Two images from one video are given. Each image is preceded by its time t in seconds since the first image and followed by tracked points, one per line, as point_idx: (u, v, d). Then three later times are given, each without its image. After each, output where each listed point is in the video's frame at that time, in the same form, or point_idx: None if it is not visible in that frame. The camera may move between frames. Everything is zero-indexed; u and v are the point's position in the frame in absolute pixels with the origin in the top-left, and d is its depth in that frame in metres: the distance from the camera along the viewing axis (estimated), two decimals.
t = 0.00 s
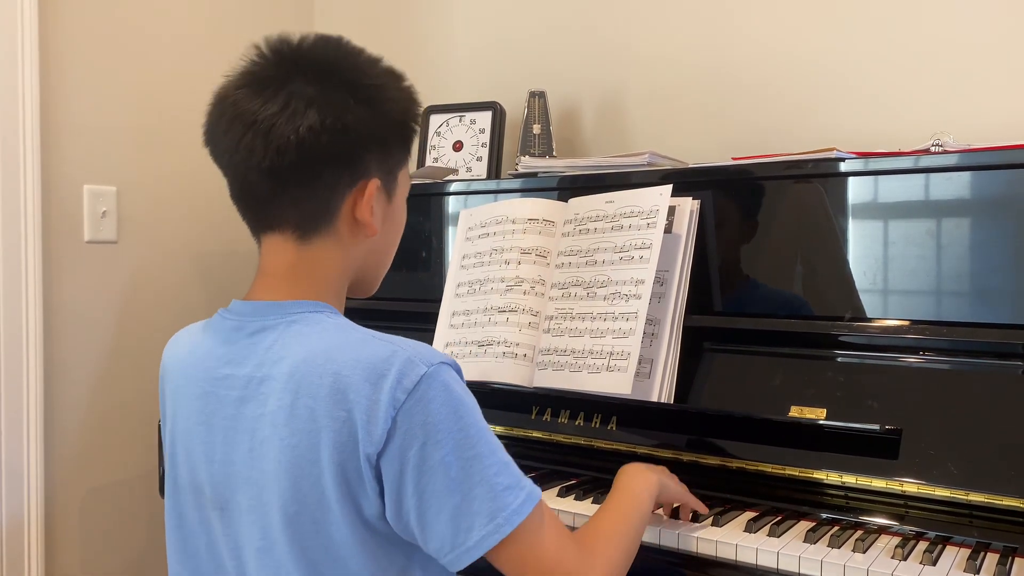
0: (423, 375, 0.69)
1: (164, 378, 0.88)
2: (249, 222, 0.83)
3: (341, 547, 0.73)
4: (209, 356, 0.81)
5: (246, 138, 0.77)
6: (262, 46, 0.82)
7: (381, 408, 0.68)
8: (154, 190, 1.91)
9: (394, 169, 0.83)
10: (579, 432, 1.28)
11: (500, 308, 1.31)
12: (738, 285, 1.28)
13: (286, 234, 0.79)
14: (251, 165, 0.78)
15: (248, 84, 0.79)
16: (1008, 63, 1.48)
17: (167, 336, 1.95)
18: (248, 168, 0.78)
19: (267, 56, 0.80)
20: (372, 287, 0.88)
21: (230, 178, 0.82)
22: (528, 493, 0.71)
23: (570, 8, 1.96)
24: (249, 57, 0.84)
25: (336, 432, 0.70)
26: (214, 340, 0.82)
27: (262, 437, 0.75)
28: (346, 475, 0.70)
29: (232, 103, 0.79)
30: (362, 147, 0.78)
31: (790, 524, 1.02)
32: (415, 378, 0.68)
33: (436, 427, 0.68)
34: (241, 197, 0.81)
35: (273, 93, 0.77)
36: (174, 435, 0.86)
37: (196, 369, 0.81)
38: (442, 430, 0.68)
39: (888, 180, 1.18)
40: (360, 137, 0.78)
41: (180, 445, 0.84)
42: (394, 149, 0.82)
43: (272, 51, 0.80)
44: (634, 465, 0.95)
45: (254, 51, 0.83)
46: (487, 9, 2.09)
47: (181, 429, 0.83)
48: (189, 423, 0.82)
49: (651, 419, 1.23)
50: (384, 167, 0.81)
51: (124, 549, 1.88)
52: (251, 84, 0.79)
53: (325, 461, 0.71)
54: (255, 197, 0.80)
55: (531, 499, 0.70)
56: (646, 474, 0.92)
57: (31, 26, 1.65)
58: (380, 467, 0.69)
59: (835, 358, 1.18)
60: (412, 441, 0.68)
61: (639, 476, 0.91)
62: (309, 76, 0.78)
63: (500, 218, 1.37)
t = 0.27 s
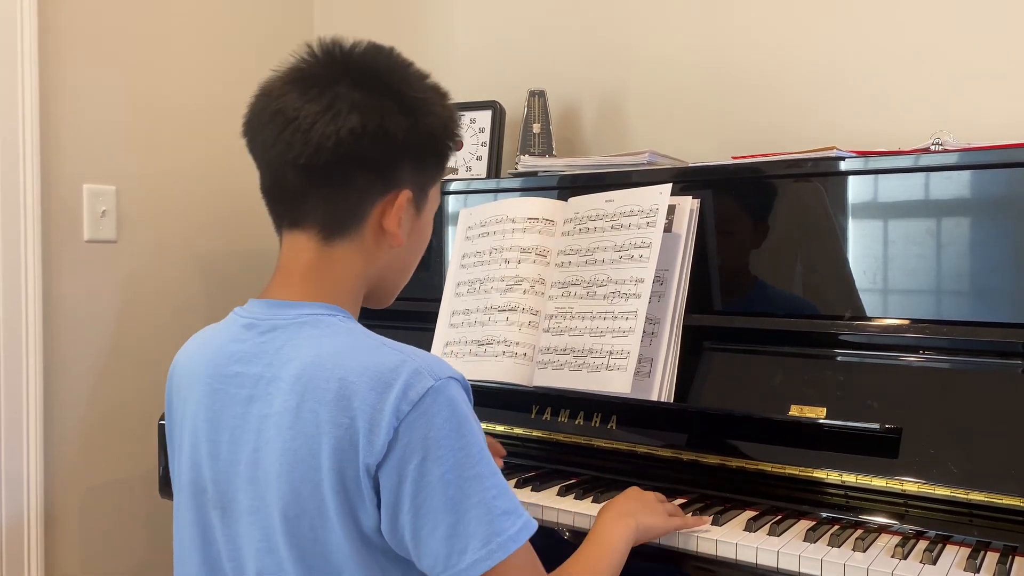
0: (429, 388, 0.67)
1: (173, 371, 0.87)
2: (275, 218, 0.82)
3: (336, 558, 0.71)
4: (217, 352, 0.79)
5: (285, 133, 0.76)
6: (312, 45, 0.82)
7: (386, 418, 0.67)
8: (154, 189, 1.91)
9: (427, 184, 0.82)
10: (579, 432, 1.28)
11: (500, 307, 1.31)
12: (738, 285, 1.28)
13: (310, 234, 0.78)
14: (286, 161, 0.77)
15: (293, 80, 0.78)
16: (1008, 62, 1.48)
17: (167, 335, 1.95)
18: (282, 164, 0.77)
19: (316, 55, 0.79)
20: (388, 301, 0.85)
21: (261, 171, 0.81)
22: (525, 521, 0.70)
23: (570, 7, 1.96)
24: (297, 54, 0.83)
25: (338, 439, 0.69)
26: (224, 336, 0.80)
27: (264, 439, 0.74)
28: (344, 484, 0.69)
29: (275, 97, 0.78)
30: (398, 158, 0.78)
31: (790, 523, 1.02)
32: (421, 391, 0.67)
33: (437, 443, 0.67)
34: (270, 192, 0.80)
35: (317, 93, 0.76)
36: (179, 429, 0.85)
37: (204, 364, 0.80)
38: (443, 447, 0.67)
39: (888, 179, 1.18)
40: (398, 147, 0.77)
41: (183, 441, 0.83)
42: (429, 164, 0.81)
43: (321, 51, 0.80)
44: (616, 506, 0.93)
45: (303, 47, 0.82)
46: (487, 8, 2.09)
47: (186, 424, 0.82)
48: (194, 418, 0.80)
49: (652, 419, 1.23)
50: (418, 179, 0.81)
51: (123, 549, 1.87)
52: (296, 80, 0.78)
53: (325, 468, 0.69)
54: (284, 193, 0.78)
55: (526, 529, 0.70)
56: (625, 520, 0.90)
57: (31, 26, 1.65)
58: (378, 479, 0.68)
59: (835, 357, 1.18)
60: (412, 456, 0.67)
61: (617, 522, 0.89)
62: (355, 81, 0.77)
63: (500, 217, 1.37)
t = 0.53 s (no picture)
0: (451, 402, 0.67)
1: (187, 362, 0.87)
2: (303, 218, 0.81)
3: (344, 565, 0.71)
4: (236, 348, 0.79)
5: (322, 138, 0.75)
6: (355, 44, 0.79)
7: (405, 430, 0.66)
8: (154, 188, 1.91)
9: (458, 196, 0.81)
10: (579, 431, 1.28)
11: (500, 306, 1.31)
12: (738, 284, 1.28)
13: (338, 240, 0.77)
14: (321, 166, 0.75)
15: (334, 82, 0.76)
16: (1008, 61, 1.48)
17: (167, 334, 1.95)
18: (316, 168, 0.76)
19: (358, 56, 0.77)
20: (406, 304, 0.85)
21: (293, 170, 0.79)
22: (539, 540, 0.70)
23: (570, 6, 1.96)
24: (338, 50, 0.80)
25: (355, 446, 0.68)
26: (243, 332, 0.80)
27: (279, 440, 0.73)
28: (358, 493, 0.68)
29: (314, 97, 0.77)
30: (435, 171, 0.76)
31: (790, 521, 1.02)
32: (442, 404, 0.66)
33: (455, 458, 0.66)
34: (299, 192, 0.79)
35: (358, 98, 0.75)
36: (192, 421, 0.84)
37: (223, 359, 0.79)
38: (461, 462, 0.67)
39: (887, 178, 1.18)
40: (435, 161, 0.76)
41: (196, 433, 0.82)
42: (463, 177, 0.80)
43: (364, 53, 0.78)
44: (609, 521, 0.92)
45: (345, 45, 0.80)
46: (487, 7, 2.08)
47: (199, 418, 0.82)
48: (207, 412, 0.80)
49: (653, 417, 1.24)
50: (451, 193, 0.79)
51: (123, 548, 1.88)
52: (337, 82, 0.76)
53: (340, 475, 0.69)
54: (316, 196, 0.77)
55: (539, 549, 0.70)
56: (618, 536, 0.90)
57: (30, 25, 1.64)
58: (393, 490, 0.67)
59: (835, 355, 1.18)
60: (429, 469, 0.66)
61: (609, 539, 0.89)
62: (397, 88, 0.75)
63: (500, 217, 1.37)
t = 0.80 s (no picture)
0: (464, 409, 0.66)
1: (194, 362, 0.86)
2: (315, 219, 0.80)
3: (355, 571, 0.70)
4: (245, 353, 0.78)
5: (343, 140, 0.74)
6: (377, 47, 0.79)
7: (418, 437, 0.66)
8: (154, 188, 1.91)
9: (473, 204, 0.81)
10: (579, 430, 1.28)
11: (500, 306, 1.31)
12: (738, 284, 1.28)
13: (352, 243, 0.76)
14: (340, 168, 0.75)
15: (357, 85, 0.76)
16: (1008, 62, 1.48)
17: (167, 334, 1.95)
18: (334, 170, 0.75)
19: (382, 60, 0.77)
20: (414, 306, 0.85)
21: (308, 171, 0.78)
22: (554, 545, 0.70)
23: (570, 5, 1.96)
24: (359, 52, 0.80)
25: (367, 453, 0.68)
26: (252, 335, 0.79)
27: (290, 446, 0.73)
28: (371, 499, 0.68)
29: (335, 98, 0.76)
30: (454, 178, 0.76)
31: (790, 521, 1.02)
32: (456, 412, 0.66)
33: (469, 465, 0.66)
34: (315, 193, 0.78)
35: (382, 103, 0.74)
36: (200, 422, 0.84)
37: (232, 363, 0.79)
38: (474, 469, 0.66)
39: (887, 178, 1.18)
40: (455, 168, 0.76)
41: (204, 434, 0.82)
42: (479, 184, 0.80)
43: (388, 57, 0.77)
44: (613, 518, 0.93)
45: (367, 48, 0.80)
46: (487, 7, 2.08)
47: (207, 419, 0.82)
48: (216, 414, 0.80)
49: (653, 417, 1.24)
50: (467, 200, 0.80)
51: (124, 547, 1.88)
52: (360, 85, 0.76)
53: (351, 482, 0.68)
54: (331, 199, 0.76)
55: (555, 554, 0.70)
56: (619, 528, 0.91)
57: (30, 24, 1.64)
58: (406, 497, 0.67)
59: (834, 355, 1.18)
60: (444, 476, 0.66)
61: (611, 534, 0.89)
62: (421, 94, 0.75)
63: (500, 217, 1.37)
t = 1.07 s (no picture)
0: (475, 401, 0.66)
1: (198, 370, 0.87)
2: (300, 222, 0.79)
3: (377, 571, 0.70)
4: (252, 359, 0.78)
5: (322, 144, 0.73)
6: (330, 33, 0.77)
7: (432, 433, 0.66)
8: (154, 188, 1.91)
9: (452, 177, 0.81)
10: (578, 430, 1.28)
11: (500, 306, 1.31)
12: (738, 284, 1.28)
13: (344, 241, 0.76)
14: (324, 174, 0.73)
15: (323, 83, 0.73)
16: (1008, 61, 1.48)
17: (167, 334, 1.96)
18: (318, 175, 0.74)
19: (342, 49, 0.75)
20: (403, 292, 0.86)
21: (288, 179, 0.77)
22: (576, 524, 0.69)
23: (570, 5, 1.96)
24: (311, 44, 0.77)
25: (382, 453, 0.68)
26: (256, 341, 0.79)
27: (303, 449, 0.73)
28: (391, 497, 0.68)
29: (303, 101, 0.74)
30: (435, 161, 0.76)
31: (790, 520, 1.02)
32: (468, 404, 0.66)
33: (485, 455, 0.66)
34: (297, 199, 0.77)
35: (354, 98, 0.72)
36: (207, 432, 0.84)
37: (240, 371, 0.79)
38: (492, 459, 0.66)
39: (887, 178, 1.18)
40: (434, 149, 0.75)
41: (213, 443, 0.82)
42: (456, 159, 0.80)
43: (346, 44, 0.75)
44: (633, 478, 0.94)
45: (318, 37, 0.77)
46: (487, 7, 2.08)
47: (216, 427, 0.82)
48: (225, 421, 0.80)
49: (653, 417, 1.23)
50: (447, 175, 0.79)
51: (124, 547, 1.88)
52: (327, 83, 0.73)
53: (368, 481, 0.68)
54: (320, 204, 0.75)
55: (579, 531, 0.69)
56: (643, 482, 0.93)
57: (30, 24, 1.65)
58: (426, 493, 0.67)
59: (834, 355, 1.18)
60: (461, 470, 0.66)
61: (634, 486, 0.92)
62: (389, 80, 0.73)
63: (499, 216, 1.37)
